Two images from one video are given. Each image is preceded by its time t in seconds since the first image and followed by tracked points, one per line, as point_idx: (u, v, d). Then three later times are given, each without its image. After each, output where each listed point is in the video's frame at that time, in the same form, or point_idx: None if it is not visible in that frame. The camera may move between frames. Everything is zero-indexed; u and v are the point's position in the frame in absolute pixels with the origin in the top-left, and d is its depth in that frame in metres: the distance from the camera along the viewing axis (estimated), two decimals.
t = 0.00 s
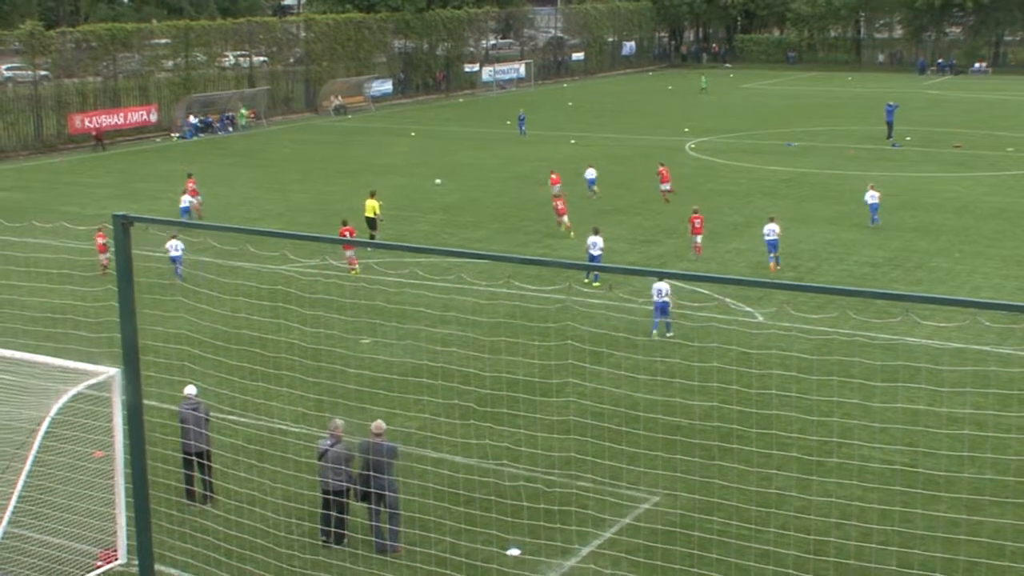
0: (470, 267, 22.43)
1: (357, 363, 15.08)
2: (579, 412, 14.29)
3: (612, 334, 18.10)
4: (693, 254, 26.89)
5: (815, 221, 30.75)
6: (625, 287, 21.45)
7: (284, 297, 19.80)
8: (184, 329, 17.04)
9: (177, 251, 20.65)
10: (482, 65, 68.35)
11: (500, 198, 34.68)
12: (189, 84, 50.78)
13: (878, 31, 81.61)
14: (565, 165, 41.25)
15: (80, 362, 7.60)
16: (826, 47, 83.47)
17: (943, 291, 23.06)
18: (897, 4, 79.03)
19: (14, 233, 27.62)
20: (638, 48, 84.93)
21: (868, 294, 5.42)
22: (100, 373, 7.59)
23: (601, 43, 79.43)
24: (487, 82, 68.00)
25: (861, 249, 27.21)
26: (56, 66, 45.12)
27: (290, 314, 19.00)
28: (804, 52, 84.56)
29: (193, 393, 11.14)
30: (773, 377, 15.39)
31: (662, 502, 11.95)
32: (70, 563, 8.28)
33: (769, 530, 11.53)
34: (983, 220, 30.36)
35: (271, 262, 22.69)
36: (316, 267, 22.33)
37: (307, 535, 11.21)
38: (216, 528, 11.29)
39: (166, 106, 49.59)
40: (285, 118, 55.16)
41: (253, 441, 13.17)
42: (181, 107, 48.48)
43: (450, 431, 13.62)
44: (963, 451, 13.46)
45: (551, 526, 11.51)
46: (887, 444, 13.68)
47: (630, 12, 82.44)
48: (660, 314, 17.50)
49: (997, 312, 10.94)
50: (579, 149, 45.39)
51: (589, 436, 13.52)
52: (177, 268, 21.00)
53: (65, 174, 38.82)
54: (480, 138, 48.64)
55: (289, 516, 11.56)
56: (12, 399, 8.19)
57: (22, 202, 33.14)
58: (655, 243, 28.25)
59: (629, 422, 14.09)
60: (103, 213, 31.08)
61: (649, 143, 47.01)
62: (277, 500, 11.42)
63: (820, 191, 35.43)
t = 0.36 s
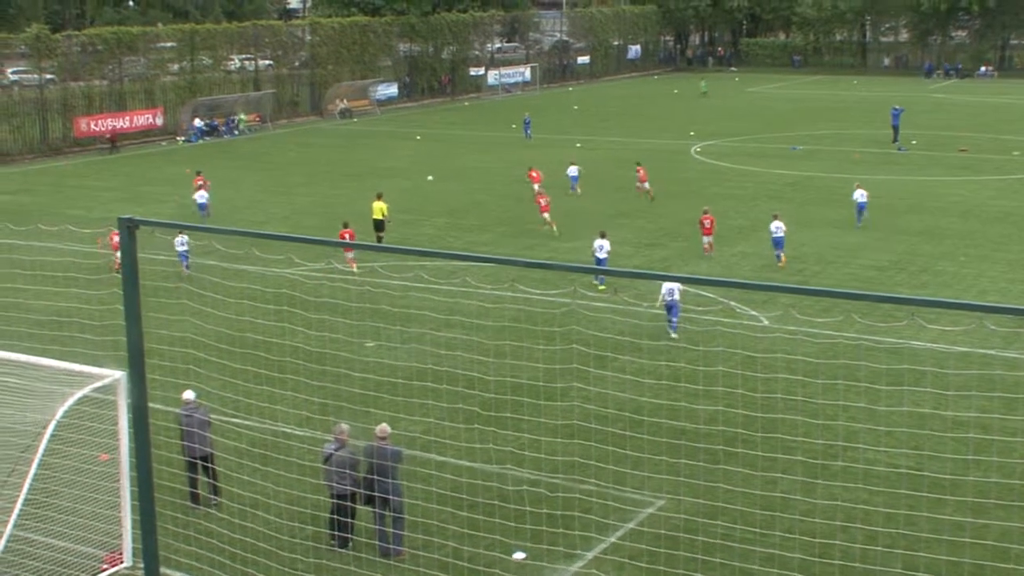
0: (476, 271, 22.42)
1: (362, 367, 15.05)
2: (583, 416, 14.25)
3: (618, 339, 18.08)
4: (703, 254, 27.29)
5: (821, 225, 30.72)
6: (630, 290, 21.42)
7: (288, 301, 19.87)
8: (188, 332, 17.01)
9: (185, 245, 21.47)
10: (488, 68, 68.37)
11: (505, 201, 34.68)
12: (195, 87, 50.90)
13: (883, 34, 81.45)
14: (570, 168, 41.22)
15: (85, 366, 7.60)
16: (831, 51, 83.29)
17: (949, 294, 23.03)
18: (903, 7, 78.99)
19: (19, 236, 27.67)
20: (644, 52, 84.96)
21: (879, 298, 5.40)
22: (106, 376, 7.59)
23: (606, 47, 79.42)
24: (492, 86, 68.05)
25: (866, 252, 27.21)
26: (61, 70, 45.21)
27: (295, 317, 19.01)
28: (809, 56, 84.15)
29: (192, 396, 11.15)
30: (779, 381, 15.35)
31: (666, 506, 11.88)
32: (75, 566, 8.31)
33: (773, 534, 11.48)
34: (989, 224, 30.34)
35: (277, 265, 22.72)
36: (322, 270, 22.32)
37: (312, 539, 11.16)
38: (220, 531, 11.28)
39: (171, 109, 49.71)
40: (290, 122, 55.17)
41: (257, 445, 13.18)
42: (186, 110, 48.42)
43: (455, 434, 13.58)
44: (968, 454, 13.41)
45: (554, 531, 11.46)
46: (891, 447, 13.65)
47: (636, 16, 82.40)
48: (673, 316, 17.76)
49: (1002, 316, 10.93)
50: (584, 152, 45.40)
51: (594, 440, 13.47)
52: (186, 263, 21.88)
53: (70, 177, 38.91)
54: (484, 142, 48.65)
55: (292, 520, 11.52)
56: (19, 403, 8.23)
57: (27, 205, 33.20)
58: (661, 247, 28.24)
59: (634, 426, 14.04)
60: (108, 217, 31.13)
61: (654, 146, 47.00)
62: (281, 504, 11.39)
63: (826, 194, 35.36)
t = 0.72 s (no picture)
0: (482, 272, 22.43)
1: (367, 368, 15.07)
2: (589, 418, 14.24)
3: (623, 340, 18.09)
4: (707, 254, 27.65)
5: (827, 226, 30.72)
6: (636, 292, 21.43)
7: (294, 302, 19.92)
8: (195, 333, 17.01)
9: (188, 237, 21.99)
10: (494, 70, 68.43)
11: (510, 202, 34.68)
12: (201, 88, 50.98)
13: (890, 36, 81.64)
14: (576, 170, 41.21)
15: (90, 366, 7.64)
16: (838, 52, 83.07)
17: (955, 296, 23.02)
18: (909, 9, 79.06)
19: (25, 237, 27.71)
20: (650, 53, 85.02)
21: (886, 300, 5.39)
22: (113, 377, 7.62)
23: (612, 49, 79.44)
24: (498, 87, 68.15)
25: (872, 254, 27.21)
26: (68, 71, 45.25)
27: (300, 318, 19.01)
28: (815, 57, 83.93)
29: (196, 397, 11.21)
30: (784, 384, 15.35)
31: (672, 508, 11.86)
32: (81, 566, 8.32)
33: (779, 537, 11.45)
34: (994, 226, 30.33)
35: (284, 267, 22.76)
36: (328, 271, 22.34)
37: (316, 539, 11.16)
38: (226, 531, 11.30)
39: (178, 111, 49.76)
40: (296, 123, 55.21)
41: (263, 446, 13.19)
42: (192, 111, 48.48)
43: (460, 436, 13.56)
44: (973, 457, 13.40)
45: (559, 532, 11.44)
46: (896, 450, 13.62)
47: (641, 17, 82.42)
48: (678, 312, 18.11)
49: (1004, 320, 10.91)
50: (590, 154, 45.42)
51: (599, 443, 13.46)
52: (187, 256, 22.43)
53: (76, 179, 38.96)
54: (490, 143, 48.68)
55: (297, 521, 11.52)
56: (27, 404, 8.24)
57: (33, 207, 33.23)
58: (667, 248, 28.23)
59: (639, 428, 14.03)
60: (114, 218, 31.17)
61: (660, 148, 47.01)
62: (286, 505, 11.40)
63: (832, 196, 35.33)
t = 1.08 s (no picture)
0: (491, 272, 22.40)
1: (376, 368, 15.06)
2: (598, 417, 14.20)
3: (632, 340, 18.05)
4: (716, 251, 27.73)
5: (836, 226, 30.64)
6: (646, 291, 21.37)
7: (303, 302, 19.94)
8: (203, 333, 17.02)
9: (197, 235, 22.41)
10: (503, 69, 68.43)
11: (520, 202, 34.64)
12: (211, 88, 51.07)
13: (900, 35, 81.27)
14: (585, 170, 41.15)
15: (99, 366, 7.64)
16: (848, 52, 82.75)
17: (965, 296, 22.92)
18: (919, 8, 78.77)
19: (35, 236, 27.78)
20: (659, 53, 84.92)
21: (895, 299, 5.35)
22: (123, 377, 7.62)
23: (621, 48, 79.37)
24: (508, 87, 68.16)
25: (882, 254, 27.11)
26: (78, 71, 45.35)
27: (309, 317, 19.02)
28: (824, 57, 83.61)
29: (205, 398, 11.20)
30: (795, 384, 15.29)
31: (681, 508, 11.83)
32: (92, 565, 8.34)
33: (788, 537, 11.40)
34: (1005, 225, 30.21)
35: (293, 266, 22.77)
36: (337, 271, 22.34)
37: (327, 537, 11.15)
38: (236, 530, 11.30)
39: (188, 111, 49.84)
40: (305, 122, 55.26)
41: (272, 445, 13.20)
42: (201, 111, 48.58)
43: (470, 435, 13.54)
44: (984, 457, 13.33)
45: (569, 531, 11.42)
46: (906, 450, 13.56)
47: (651, 17, 82.32)
48: (686, 305, 18.33)
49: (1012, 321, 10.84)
50: (599, 154, 45.37)
51: (608, 442, 13.43)
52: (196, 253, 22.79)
53: (86, 178, 39.04)
54: (499, 142, 48.66)
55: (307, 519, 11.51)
56: (36, 403, 8.24)
57: (44, 206, 33.31)
58: (676, 248, 28.17)
59: (648, 426, 14.00)
60: (123, 217, 31.22)
61: (669, 147, 46.94)
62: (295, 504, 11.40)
63: (842, 196, 35.23)
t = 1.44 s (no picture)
0: (491, 275, 22.43)
1: (375, 371, 15.09)
2: (598, 421, 14.22)
3: (631, 342, 18.09)
4: (714, 254, 27.84)
5: (835, 229, 30.67)
6: (645, 294, 21.40)
7: (303, 305, 19.96)
8: (203, 336, 17.04)
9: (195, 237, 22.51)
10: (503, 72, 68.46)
11: (518, 205, 34.68)
12: (210, 91, 51.10)
13: (899, 38, 81.34)
14: (584, 173, 41.18)
15: (98, 369, 7.65)
16: (848, 56, 82.83)
17: (963, 299, 22.96)
18: (918, 12, 78.84)
19: (35, 239, 27.81)
20: (659, 56, 84.93)
21: (888, 302, 5.36)
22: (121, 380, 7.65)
23: (621, 51, 79.40)
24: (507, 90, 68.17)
25: (881, 256, 27.13)
26: (78, 74, 45.40)
27: (308, 320, 19.05)
28: (824, 60, 83.98)
29: (207, 400, 11.24)
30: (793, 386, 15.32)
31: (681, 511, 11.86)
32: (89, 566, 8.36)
33: (787, 539, 11.41)
34: (1003, 228, 30.26)
35: (293, 270, 22.80)
36: (337, 274, 22.37)
37: (328, 540, 11.17)
38: (236, 531, 11.34)
39: (187, 114, 49.87)
40: (305, 125, 55.28)
41: (272, 447, 13.22)
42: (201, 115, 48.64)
43: (469, 438, 13.55)
44: (982, 460, 13.35)
45: (568, 534, 11.44)
46: (905, 452, 13.57)
47: (650, 20, 82.37)
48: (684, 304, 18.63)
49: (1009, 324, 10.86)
50: (598, 156, 45.38)
51: (608, 445, 13.46)
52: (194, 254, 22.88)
53: (85, 181, 39.06)
54: (498, 145, 48.70)
55: (306, 522, 11.52)
56: (34, 404, 8.26)
57: (43, 209, 33.35)
58: (675, 251, 28.20)
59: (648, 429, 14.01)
60: (123, 220, 31.24)
61: (668, 150, 47.00)
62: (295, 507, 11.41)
63: (840, 199, 35.27)
